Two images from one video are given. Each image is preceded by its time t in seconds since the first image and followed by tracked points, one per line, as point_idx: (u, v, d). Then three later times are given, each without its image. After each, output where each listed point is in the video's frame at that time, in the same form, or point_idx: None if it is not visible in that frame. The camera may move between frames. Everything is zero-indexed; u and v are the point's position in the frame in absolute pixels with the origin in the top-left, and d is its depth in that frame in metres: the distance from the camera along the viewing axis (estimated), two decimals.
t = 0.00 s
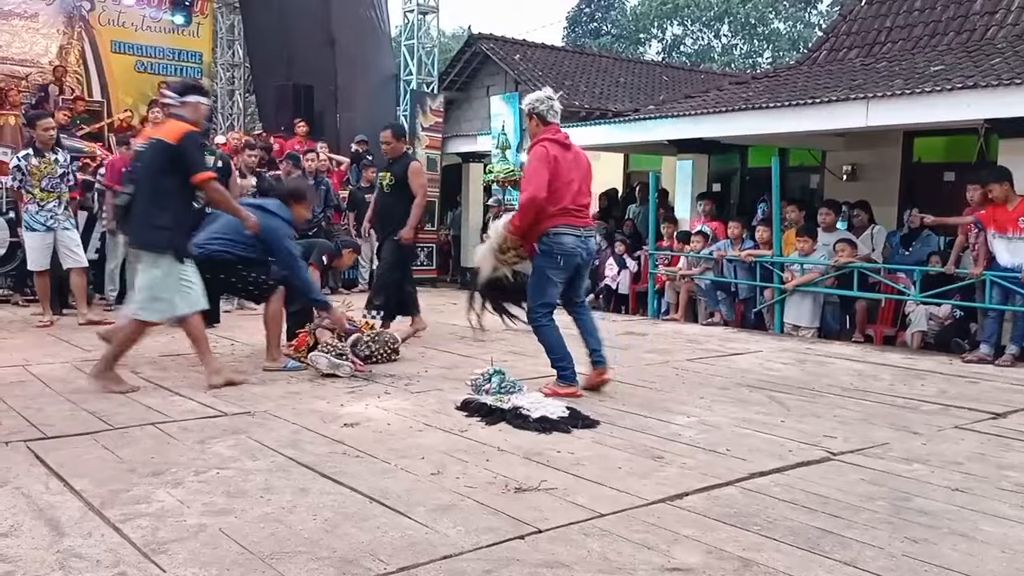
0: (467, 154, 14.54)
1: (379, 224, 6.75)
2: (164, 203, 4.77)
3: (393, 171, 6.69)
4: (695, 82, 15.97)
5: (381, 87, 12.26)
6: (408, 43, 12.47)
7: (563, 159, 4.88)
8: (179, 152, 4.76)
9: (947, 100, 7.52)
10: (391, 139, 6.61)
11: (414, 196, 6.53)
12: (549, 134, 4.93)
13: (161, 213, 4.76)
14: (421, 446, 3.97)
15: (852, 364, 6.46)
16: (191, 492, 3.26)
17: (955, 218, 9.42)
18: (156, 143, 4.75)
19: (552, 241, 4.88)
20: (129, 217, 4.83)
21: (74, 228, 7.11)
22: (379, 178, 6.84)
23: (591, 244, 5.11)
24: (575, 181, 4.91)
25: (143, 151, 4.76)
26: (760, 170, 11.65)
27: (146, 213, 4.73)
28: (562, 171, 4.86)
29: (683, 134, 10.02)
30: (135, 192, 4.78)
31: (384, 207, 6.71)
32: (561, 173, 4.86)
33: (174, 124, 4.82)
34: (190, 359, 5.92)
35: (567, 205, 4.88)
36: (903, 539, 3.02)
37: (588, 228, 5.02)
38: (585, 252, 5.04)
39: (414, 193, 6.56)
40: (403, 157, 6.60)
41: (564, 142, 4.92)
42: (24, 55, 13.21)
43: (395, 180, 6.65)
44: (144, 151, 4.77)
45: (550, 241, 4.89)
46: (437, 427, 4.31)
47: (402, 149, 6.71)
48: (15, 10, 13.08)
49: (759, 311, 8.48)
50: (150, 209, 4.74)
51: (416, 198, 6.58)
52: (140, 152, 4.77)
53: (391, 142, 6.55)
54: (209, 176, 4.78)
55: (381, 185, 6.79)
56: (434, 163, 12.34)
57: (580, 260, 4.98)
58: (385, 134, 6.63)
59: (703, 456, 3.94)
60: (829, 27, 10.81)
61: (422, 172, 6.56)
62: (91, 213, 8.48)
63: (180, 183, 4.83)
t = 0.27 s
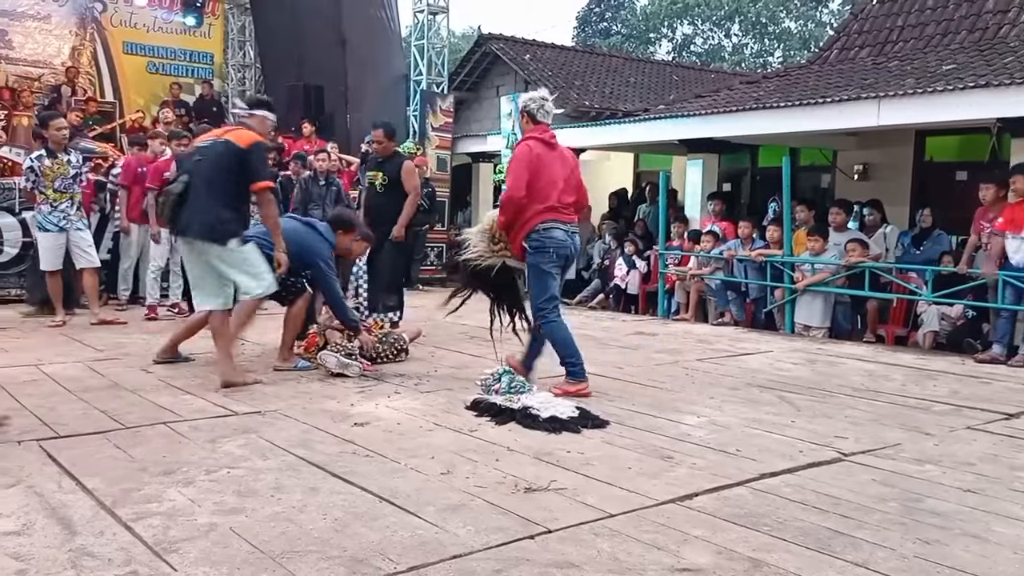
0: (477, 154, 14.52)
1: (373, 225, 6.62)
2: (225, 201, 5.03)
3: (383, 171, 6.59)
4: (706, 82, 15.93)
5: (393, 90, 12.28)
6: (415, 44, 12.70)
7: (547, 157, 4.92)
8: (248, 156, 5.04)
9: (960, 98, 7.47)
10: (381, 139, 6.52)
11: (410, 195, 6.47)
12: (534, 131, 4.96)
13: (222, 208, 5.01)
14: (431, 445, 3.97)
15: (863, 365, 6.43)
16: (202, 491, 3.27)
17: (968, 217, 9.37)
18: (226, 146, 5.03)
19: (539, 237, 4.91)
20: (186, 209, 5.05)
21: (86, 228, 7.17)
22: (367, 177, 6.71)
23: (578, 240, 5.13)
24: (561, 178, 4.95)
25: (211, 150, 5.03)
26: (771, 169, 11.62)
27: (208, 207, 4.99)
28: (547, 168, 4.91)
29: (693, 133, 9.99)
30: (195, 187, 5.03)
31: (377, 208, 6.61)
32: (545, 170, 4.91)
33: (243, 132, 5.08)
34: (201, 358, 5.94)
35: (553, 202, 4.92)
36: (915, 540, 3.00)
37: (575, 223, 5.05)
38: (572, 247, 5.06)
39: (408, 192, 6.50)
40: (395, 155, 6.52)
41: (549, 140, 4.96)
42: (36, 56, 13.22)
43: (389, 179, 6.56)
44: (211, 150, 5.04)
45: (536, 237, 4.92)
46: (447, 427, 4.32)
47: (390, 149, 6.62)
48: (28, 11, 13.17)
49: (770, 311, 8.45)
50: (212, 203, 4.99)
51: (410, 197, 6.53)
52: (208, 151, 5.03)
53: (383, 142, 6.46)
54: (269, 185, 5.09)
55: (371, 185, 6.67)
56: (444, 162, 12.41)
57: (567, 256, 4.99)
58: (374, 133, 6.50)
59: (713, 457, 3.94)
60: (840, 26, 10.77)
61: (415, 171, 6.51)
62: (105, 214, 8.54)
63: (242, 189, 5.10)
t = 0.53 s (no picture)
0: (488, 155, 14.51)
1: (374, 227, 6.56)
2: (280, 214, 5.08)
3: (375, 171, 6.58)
4: (717, 81, 15.89)
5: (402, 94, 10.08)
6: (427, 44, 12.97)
7: (528, 157, 4.81)
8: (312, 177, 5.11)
9: (974, 97, 7.43)
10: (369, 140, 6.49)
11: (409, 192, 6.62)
12: (518, 131, 4.84)
13: (277, 221, 5.05)
14: (442, 446, 3.97)
15: (876, 366, 6.40)
16: (214, 490, 3.28)
17: (982, 217, 9.32)
18: (292, 164, 5.06)
19: (518, 239, 4.80)
20: (242, 212, 4.98)
21: (100, 229, 7.19)
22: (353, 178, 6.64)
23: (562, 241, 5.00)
24: (543, 179, 4.83)
25: (278, 164, 5.03)
26: (783, 169, 11.59)
27: (265, 217, 5.00)
28: (528, 168, 4.79)
29: (706, 133, 9.97)
30: (255, 194, 4.99)
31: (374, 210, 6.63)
32: (526, 170, 4.80)
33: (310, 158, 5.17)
34: (213, 358, 5.96)
35: (533, 203, 4.80)
36: (928, 542, 2.99)
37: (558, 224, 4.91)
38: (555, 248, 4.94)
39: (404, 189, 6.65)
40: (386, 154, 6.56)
41: (532, 141, 4.83)
42: (49, 58, 13.41)
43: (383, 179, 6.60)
44: (278, 165, 5.04)
45: (514, 238, 4.81)
46: (458, 427, 4.32)
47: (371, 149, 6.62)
48: (43, 12, 13.34)
49: (781, 312, 8.42)
50: (270, 214, 5.01)
51: (405, 193, 6.71)
52: (277, 165, 5.02)
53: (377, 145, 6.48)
54: (327, 214, 5.09)
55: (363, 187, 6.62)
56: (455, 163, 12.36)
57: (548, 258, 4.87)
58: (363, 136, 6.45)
59: (725, 458, 3.93)
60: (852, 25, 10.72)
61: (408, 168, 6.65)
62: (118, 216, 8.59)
63: (297, 205, 5.19)
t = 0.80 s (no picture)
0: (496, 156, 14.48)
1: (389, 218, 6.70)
2: (331, 228, 5.09)
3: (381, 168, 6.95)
4: (725, 82, 15.87)
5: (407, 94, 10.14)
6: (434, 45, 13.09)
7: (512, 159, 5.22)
8: (365, 213, 5.20)
9: (983, 97, 7.40)
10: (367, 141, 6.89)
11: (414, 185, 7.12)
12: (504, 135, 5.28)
13: (328, 234, 5.06)
14: (450, 447, 3.97)
15: (885, 367, 6.38)
16: (224, 491, 3.29)
17: (992, 217, 9.28)
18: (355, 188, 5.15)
19: (499, 236, 5.24)
20: (298, 211, 4.97)
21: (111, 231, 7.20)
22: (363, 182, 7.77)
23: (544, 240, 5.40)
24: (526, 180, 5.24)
25: (343, 181, 5.10)
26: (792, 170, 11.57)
27: (318, 226, 5.00)
28: (512, 171, 5.23)
29: (715, 133, 9.95)
30: (315, 200, 5.00)
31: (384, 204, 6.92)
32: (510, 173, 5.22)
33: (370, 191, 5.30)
34: (222, 359, 5.98)
35: (514, 203, 5.22)
36: (938, 544, 2.98)
37: (536, 224, 5.30)
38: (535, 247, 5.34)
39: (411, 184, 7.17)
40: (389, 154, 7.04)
41: (517, 145, 5.25)
42: (60, 61, 14.06)
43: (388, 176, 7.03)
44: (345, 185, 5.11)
45: (493, 237, 5.27)
46: (466, 428, 4.32)
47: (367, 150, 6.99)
48: (52, 16, 13.97)
49: (790, 313, 8.41)
50: (322, 226, 5.02)
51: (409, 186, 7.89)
52: (342, 183, 5.08)
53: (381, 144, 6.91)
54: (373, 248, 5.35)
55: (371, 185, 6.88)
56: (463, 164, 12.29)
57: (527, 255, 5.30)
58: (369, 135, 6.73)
59: (733, 459, 3.92)
60: (861, 26, 10.70)
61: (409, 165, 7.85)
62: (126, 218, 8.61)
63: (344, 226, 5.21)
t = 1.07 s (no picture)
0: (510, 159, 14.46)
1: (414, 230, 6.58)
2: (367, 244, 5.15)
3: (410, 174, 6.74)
4: (739, 84, 15.82)
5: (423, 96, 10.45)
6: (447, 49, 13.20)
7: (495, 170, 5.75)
8: (399, 242, 5.32)
9: (999, 98, 7.35)
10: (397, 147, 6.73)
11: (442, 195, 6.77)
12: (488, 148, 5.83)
13: (365, 249, 5.11)
14: (465, 450, 3.98)
15: (902, 369, 6.34)
16: (240, 493, 3.31)
17: (1009, 219, 9.21)
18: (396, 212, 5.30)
19: (483, 240, 5.75)
20: (345, 218, 5.02)
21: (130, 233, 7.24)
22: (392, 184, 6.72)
23: (525, 245, 5.87)
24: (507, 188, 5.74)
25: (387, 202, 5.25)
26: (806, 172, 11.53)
27: (359, 238, 5.05)
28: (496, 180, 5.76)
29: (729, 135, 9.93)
30: (361, 213, 5.08)
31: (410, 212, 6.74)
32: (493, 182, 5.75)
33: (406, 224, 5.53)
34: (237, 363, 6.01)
35: (496, 210, 5.73)
36: (956, 548, 2.95)
37: (518, 230, 5.78)
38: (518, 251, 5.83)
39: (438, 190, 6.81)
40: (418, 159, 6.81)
41: (500, 156, 5.76)
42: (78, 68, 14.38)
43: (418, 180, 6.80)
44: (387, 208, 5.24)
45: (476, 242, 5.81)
46: (480, 431, 4.33)
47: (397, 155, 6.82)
48: (70, 22, 14.20)
49: (805, 316, 8.37)
50: (364, 239, 5.08)
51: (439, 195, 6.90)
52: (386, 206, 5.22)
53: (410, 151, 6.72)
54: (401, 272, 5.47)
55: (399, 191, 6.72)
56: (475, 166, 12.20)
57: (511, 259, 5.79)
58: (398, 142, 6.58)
59: (748, 462, 3.90)
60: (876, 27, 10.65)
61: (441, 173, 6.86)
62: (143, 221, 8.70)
63: (376, 248, 5.29)
